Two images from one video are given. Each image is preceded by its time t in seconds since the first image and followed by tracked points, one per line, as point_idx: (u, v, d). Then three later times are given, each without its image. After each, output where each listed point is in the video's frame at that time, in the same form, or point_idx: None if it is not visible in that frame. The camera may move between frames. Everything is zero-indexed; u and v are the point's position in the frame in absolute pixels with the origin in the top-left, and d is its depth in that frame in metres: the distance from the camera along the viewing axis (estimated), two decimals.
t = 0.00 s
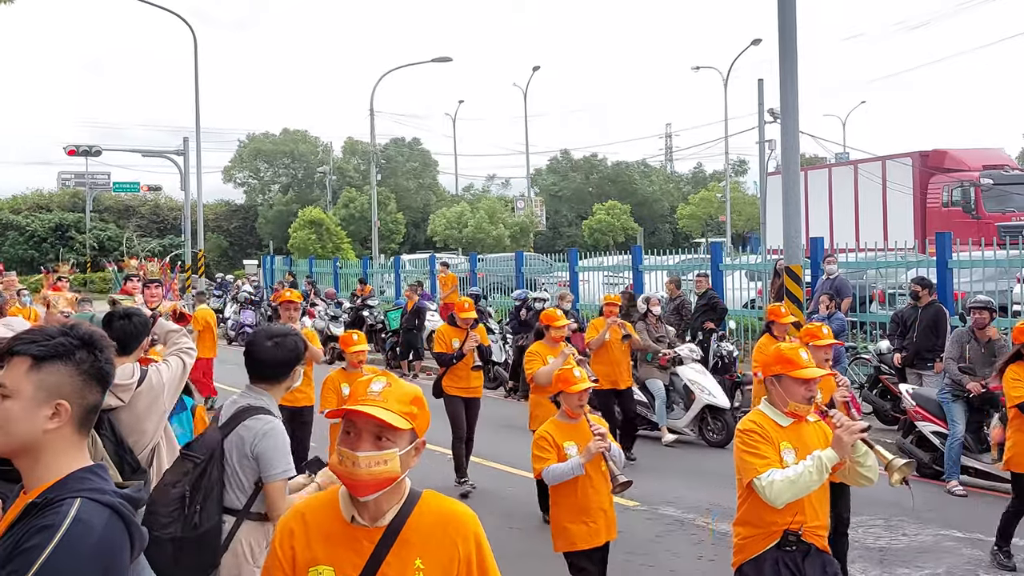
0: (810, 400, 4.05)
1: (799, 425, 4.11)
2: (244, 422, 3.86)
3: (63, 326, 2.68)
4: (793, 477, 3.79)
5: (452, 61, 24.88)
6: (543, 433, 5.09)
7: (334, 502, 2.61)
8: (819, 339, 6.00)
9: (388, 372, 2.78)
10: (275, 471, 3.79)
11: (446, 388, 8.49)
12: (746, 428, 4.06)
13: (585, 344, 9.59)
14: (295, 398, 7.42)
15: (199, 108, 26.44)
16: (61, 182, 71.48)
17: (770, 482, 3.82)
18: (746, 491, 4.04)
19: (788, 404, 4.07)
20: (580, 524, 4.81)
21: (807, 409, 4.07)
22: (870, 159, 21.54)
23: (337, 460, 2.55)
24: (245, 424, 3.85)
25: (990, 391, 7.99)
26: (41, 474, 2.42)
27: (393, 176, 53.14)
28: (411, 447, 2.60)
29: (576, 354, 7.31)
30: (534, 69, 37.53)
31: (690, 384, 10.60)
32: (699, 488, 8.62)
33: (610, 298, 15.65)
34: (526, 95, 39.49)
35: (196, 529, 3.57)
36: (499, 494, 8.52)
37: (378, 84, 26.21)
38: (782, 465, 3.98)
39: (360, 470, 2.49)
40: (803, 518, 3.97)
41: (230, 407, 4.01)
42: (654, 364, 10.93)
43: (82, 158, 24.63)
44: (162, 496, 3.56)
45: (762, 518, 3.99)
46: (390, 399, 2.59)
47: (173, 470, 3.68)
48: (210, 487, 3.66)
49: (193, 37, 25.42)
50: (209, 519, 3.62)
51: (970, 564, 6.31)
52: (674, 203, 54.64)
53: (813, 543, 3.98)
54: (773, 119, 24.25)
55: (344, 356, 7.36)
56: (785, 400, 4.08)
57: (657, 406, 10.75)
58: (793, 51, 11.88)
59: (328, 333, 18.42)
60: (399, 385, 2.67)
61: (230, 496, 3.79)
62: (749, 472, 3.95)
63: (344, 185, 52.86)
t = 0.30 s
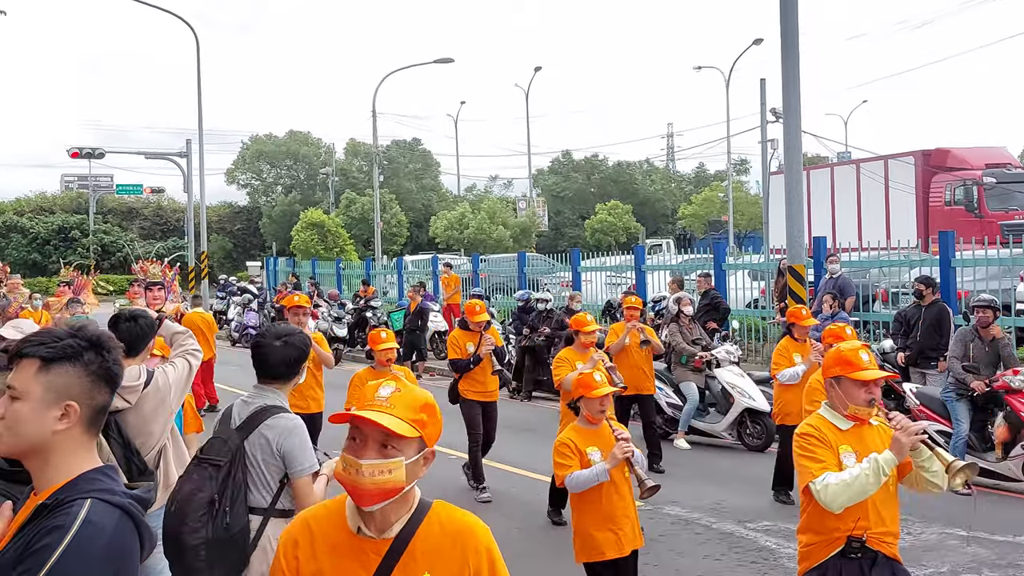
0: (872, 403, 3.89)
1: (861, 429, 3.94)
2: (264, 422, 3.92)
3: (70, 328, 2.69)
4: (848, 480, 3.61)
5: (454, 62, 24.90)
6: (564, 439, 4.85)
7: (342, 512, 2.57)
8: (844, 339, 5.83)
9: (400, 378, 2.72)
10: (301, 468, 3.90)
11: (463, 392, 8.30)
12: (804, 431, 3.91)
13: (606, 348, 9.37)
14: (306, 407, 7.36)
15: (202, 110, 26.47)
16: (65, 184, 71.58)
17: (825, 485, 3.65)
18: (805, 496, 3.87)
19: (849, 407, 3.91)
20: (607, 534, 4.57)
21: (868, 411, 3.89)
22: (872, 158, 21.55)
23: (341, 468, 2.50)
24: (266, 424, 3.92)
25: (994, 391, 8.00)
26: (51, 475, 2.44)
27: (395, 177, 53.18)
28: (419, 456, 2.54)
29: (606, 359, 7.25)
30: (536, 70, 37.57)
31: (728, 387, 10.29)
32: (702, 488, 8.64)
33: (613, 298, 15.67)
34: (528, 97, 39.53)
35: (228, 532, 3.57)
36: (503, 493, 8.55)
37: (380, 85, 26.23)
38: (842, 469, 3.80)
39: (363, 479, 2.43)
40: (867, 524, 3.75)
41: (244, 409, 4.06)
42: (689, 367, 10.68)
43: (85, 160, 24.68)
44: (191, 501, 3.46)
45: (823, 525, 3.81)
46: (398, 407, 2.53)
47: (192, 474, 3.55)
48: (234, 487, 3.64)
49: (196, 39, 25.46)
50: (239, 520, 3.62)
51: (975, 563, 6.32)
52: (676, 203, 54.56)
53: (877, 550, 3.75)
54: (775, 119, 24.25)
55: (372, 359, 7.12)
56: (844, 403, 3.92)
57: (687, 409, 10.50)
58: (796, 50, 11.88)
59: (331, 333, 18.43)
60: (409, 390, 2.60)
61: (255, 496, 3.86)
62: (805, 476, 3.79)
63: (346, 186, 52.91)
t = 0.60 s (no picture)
0: (930, 402, 3.84)
1: (918, 429, 3.91)
2: (276, 425, 4.00)
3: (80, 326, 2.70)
4: (907, 484, 3.61)
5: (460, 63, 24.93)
6: (585, 441, 4.77)
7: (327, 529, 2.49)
8: (867, 343, 5.75)
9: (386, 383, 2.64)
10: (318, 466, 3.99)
11: (479, 394, 8.15)
12: (859, 431, 3.89)
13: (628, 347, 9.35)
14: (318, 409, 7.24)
15: (208, 111, 26.53)
16: (72, 187, 71.85)
17: (883, 489, 3.65)
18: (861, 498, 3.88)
19: (906, 407, 3.88)
20: (633, 541, 4.49)
21: (925, 411, 3.86)
22: (878, 158, 21.53)
23: (322, 478, 2.44)
24: (277, 426, 4.00)
25: (1003, 391, 7.98)
26: (63, 473, 2.45)
27: (401, 179, 53.21)
28: (401, 465, 2.46)
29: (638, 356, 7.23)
30: (542, 70, 37.57)
31: (762, 391, 9.97)
32: (708, 488, 8.63)
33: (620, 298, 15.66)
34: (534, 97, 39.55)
35: (252, 533, 3.82)
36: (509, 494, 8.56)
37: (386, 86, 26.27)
38: (898, 471, 3.79)
39: (340, 489, 2.38)
40: (925, 527, 3.75)
41: (252, 411, 4.09)
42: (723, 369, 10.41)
43: (92, 162, 24.75)
44: (215, 509, 3.75)
45: (879, 528, 3.81)
46: (379, 414, 2.45)
47: (211, 485, 3.81)
48: (254, 491, 3.87)
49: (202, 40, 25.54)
50: (263, 521, 3.86)
51: (984, 563, 6.30)
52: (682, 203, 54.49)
53: (935, 553, 3.75)
54: (781, 119, 24.22)
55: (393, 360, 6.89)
56: (901, 403, 3.89)
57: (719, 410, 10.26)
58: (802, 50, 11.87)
59: (338, 334, 18.46)
60: (393, 397, 2.53)
61: (275, 494, 3.98)
62: (862, 479, 3.79)
63: (352, 187, 53.00)
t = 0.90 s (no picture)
0: (985, 414, 3.84)
1: (970, 440, 3.91)
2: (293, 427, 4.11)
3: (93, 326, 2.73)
4: (974, 499, 3.63)
5: (468, 66, 24.97)
6: (614, 447, 4.70)
7: (302, 545, 2.47)
8: (894, 344, 5.73)
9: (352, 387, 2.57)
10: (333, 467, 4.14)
11: (507, 400, 8.07)
12: (912, 444, 3.87)
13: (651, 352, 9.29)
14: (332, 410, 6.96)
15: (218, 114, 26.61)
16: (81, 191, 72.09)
17: (948, 506, 3.65)
18: (917, 515, 3.88)
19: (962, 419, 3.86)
20: (658, 549, 4.48)
21: (979, 423, 3.86)
22: (888, 160, 21.50)
23: (289, 489, 2.40)
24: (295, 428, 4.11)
25: (1015, 392, 7.96)
26: (78, 472, 2.47)
27: (410, 182, 53.30)
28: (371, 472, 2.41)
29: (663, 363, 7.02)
30: (551, 73, 37.62)
31: (787, 394, 9.91)
32: (717, 491, 8.62)
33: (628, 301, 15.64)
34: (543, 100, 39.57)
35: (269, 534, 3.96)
36: (518, 497, 8.57)
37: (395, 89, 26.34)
38: (958, 485, 3.79)
39: (308, 499, 2.34)
40: (987, 543, 3.77)
41: (265, 413, 4.07)
42: (748, 372, 10.39)
43: (102, 165, 24.85)
44: (235, 512, 3.88)
45: (939, 544, 3.80)
46: (345, 421, 2.39)
47: (228, 488, 3.91)
48: (271, 492, 3.99)
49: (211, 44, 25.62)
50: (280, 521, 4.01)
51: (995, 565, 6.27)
52: (691, 206, 54.48)
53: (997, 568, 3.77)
54: (790, 121, 24.18)
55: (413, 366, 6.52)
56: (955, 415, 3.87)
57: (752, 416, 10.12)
58: (811, 51, 11.86)
59: (347, 337, 18.48)
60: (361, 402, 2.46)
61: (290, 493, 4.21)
62: (921, 494, 3.78)
63: (362, 190, 53.11)
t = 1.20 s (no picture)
0: None
1: None
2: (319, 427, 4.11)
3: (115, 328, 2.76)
4: None
5: (482, 71, 25.05)
6: (654, 452, 4.63)
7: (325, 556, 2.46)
8: (933, 352, 5.60)
9: (373, 395, 2.54)
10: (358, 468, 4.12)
11: (542, 404, 7.98)
12: (977, 455, 3.87)
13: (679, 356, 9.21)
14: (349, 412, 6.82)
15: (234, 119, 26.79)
16: (98, 196, 72.74)
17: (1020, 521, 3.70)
18: (981, 531, 3.87)
19: None
20: (702, 557, 4.46)
21: None
22: (903, 166, 21.42)
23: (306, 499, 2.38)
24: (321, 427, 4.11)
25: None
26: (101, 471, 2.50)
27: (424, 187, 53.45)
28: (388, 482, 2.36)
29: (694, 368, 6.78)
30: (564, 78, 37.70)
31: (809, 401, 9.92)
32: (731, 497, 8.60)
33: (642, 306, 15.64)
34: (556, 105, 39.61)
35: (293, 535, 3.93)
36: (532, 502, 8.58)
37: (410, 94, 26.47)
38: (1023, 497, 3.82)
39: (319, 509, 2.32)
40: None
41: (292, 413, 4.16)
42: (768, 379, 10.33)
43: (120, 170, 25.05)
44: (258, 509, 3.88)
45: (1001, 560, 3.83)
46: (359, 429, 2.36)
47: (254, 486, 3.93)
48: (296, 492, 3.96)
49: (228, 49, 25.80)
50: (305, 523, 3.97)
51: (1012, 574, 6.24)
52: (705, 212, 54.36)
53: None
54: (805, 126, 24.13)
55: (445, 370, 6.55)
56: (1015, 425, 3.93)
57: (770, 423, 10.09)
58: (826, 57, 11.85)
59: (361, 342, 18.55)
60: (379, 410, 2.43)
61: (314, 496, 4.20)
62: (987, 508, 3.80)
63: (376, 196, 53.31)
